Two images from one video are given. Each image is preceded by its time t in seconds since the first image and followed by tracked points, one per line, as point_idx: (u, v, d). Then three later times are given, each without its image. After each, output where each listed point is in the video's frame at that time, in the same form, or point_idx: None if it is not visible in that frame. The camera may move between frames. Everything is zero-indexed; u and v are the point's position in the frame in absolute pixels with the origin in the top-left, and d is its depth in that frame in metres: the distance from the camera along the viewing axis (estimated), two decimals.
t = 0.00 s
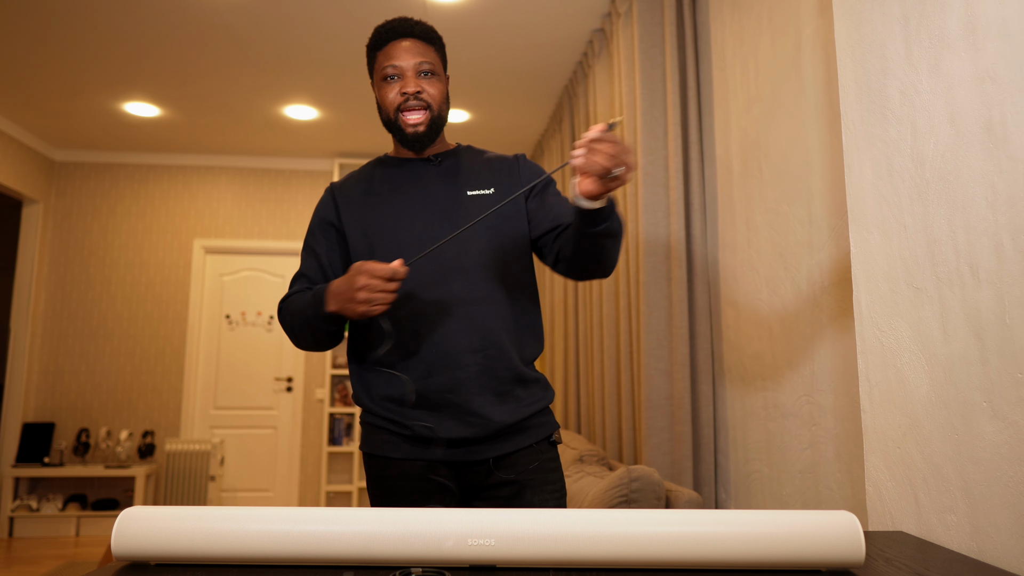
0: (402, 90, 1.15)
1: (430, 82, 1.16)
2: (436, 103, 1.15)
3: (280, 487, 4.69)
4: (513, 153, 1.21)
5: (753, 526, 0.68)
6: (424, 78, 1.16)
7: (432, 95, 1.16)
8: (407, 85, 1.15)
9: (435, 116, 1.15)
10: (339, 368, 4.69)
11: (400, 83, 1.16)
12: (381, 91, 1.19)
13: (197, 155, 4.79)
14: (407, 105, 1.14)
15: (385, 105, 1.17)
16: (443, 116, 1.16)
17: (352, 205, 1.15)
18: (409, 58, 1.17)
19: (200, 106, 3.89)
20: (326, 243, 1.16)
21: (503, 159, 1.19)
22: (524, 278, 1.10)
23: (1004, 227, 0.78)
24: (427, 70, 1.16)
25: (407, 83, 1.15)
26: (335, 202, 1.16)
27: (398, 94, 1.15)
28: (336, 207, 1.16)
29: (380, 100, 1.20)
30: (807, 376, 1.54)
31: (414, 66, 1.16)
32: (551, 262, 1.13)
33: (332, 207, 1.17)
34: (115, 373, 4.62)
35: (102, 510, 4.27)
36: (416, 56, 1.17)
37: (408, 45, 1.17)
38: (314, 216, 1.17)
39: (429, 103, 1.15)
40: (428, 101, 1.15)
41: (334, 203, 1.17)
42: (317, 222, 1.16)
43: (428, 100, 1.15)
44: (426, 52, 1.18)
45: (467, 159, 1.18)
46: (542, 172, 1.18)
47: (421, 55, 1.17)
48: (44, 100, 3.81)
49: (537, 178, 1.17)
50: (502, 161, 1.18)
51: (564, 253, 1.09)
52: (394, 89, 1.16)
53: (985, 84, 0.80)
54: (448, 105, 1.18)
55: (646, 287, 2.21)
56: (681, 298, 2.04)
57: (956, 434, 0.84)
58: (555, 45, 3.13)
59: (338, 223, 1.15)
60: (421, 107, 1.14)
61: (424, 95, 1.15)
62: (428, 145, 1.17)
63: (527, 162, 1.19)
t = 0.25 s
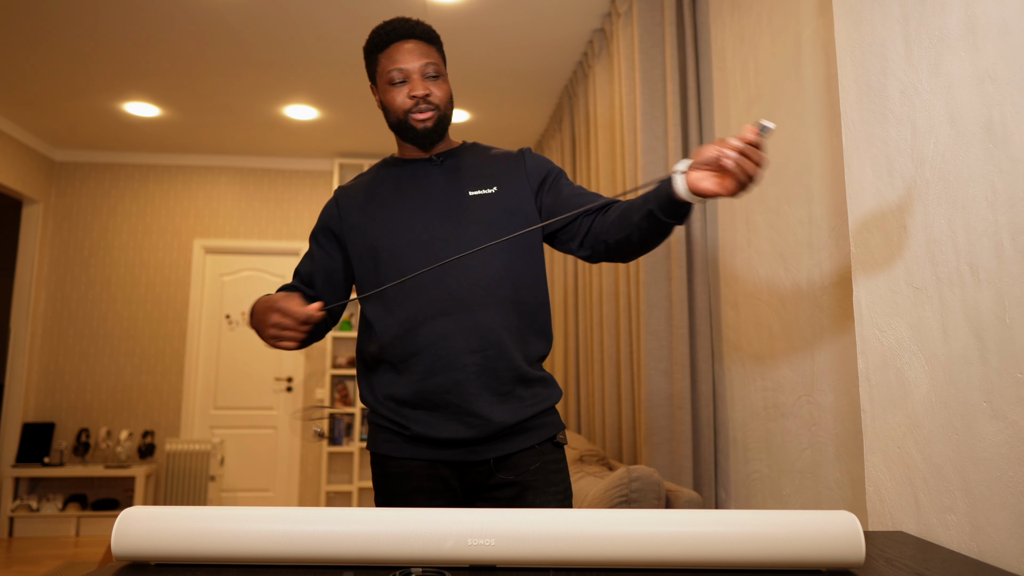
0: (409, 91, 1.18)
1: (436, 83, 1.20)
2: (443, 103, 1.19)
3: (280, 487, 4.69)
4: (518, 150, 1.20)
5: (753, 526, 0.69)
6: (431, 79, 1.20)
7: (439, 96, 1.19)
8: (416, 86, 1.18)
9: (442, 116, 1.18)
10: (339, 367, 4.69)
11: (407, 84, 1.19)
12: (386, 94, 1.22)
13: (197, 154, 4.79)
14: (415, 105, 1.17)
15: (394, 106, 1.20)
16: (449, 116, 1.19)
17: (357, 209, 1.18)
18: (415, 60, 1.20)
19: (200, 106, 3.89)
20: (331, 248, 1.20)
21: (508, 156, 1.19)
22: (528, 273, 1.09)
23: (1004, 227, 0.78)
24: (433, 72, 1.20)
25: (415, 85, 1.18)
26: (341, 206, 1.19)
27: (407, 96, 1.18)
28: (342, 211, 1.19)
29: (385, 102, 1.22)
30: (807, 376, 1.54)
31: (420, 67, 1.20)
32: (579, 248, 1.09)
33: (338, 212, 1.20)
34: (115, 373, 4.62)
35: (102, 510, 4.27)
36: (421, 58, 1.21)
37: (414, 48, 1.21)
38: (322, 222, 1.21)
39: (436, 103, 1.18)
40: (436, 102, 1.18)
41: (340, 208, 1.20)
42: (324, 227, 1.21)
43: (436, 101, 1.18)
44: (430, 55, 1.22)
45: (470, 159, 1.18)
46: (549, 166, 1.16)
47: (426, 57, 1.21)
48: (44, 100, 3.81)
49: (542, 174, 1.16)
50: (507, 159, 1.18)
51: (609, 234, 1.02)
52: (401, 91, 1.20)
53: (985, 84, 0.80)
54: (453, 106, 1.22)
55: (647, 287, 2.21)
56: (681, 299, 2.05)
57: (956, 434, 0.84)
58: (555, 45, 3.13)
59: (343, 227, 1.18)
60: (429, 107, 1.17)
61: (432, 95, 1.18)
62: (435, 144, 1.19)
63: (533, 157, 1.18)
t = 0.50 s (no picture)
0: (441, 87, 1.18)
1: (462, 83, 1.21)
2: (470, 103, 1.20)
3: (280, 487, 4.69)
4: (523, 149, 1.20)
5: (753, 526, 0.69)
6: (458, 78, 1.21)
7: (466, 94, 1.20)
8: (448, 85, 1.18)
9: (471, 114, 1.19)
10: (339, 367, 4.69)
11: (437, 81, 1.19)
12: (412, 91, 1.20)
13: (197, 154, 4.79)
14: (450, 101, 1.17)
15: (422, 104, 1.18)
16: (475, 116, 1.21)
17: (361, 206, 1.18)
18: (443, 59, 1.20)
19: (200, 106, 3.89)
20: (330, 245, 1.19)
21: (513, 156, 1.19)
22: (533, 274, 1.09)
23: (1004, 227, 0.78)
24: (459, 71, 1.21)
25: (447, 83, 1.18)
26: (345, 203, 1.19)
27: (440, 93, 1.17)
28: (346, 208, 1.19)
29: (410, 99, 1.20)
30: (807, 376, 1.54)
31: (448, 66, 1.20)
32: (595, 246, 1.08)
33: (342, 208, 1.19)
34: (115, 373, 4.62)
35: (102, 510, 4.27)
36: (447, 57, 1.21)
37: (438, 46, 1.22)
38: (325, 217, 1.20)
39: (466, 101, 1.19)
40: (466, 100, 1.19)
41: (344, 206, 1.19)
42: (327, 222, 1.20)
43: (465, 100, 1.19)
44: (453, 54, 1.23)
45: (476, 158, 1.18)
46: (555, 165, 1.16)
47: (451, 57, 1.22)
48: (44, 100, 3.81)
49: (548, 174, 1.15)
50: (512, 159, 1.18)
51: (638, 241, 0.99)
52: (431, 87, 1.19)
53: (986, 84, 0.80)
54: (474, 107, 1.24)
55: (646, 287, 2.21)
56: (680, 299, 2.05)
57: (956, 434, 0.84)
58: (555, 45, 3.13)
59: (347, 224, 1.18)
60: (461, 103, 1.18)
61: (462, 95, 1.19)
62: (461, 142, 1.19)
63: (538, 156, 1.18)
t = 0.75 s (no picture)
0: (442, 97, 1.14)
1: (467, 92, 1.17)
2: (472, 114, 1.15)
3: (280, 487, 4.69)
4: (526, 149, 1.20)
5: (753, 526, 0.69)
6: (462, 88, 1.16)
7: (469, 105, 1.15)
8: (450, 95, 1.14)
9: (471, 126, 1.14)
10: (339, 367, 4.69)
11: (439, 90, 1.15)
12: (415, 97, 1.17)
13: (197, 154, 4.79)
14: (448, 111, 1.13)
15: (422, 111, 1.15)
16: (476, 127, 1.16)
17: (362, 198, 1.16)
18: (450, 67, 1.16)
19: (200, 106, 3.89)
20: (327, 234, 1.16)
21: (518, 156, 1.19)
22: (536, 276, 1.10)
23: (1004, 227, 0.78)
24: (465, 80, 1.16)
25: (449, 93, 1.14)
26: (345, 194, 1.16)
27: (440, 103, 1.13)
28: (346, 199, 1.16)
29: (412, 105, 1.17)
30: (807, 376, 1.54)
31: (454, 74, 1.15)
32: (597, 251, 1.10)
33: (342, 198, 1.16)
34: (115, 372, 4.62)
35: (102, 510, 4.27)
36: (455, 66, 1.16)
37: (447, 52, 1.17)
38: (323, 204, 1.17)
39: (467, 112, 1.14)
40: (467, 112, 1.14)
41: (343, 196, 1.17)
42: (325, 210, 1.17)
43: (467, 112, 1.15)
44: (463, 61, 1.18)
45: (480, 158, 1.18)
46: (559, 169, 1.17)
47: (460, 65, 1.17)
48: (44, 100, 3.81)
49: (553, 176, 1.16)
50: (517, 160, 1.18)
51: (649, 253, 1.02)
52: (433, 96, 1.15)
53: (986, 84, 0.80)
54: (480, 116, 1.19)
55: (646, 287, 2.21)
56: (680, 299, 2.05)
57: (955, 434, 0.84)
58: (555, 45, 3.13)
59: (347, 215, 1.15)
60: (461, 115, 1.13)
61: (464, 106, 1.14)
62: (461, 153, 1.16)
63: (543, 159, 1.18)
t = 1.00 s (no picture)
0: (417, 108, 1.13)
1: (447, 100, 1.14)
2: (450, 124, 1.13)
3: (280, 487, 4.69)
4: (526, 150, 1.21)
5: (753, 526, 0.69)
6: (442, 96, 1.13)
7: (447, 115, 1.13)
8: (422, 107, 1.12)
9: (448, 137, 1.13)
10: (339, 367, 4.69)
11: (416, 99, 1.13)
12: (395, 103, 1.16)
13: (197, 154, 4.79)
14: (421, 124, 1.12)
15: (400, 118, 1.15)
16: (455, 137, 1.15)
17: (363, 195, 1.15)
18: (426, 76, 1.13)
19: (200, 106, 3.89)
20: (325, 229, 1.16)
21: (519, 157, 1.19)
22: (536, 276, 1.11)
23: (1004, 227, 0.78)
24: (444, 88, 1.13)
25: (424, 104, 1.12)
26: (346, 191, 1.16)
27: (413, 114, 1.13)
28: (346, 195, 1.16)
29: (394, 110, 1.17)
30: (807, 376, 1.54)
31: (432, 83, 1.12)
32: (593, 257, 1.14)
33: (341, 194, 1.16)
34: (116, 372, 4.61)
35: (102, 510, 4.27)
36: (432, 74, 1.13)
37: (427, 58, 1.13)
38: (323, 199, 1.17)
39: (443, 124, 1.13)
40: (442, 123, 1.12)
41: (344, 193, 1.16)
42: (324, 205, 1.17)
43: (442, 123, 1.13)
44: (445, 65, 1.13)
45: (480, 157, 1.18)
46: (560, 171, 1.18)
47: (440, 71, 1.13)
48: (44, 100, 3.81)
49: (554, 178, 1.17)
50: (518, 160, 1.18)
51: (651, 262, 1.07)
52: (409, 105, 1.14)
53: (985, 84, 0.80)
54: (462, 122, 1.16)
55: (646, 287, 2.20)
56: (681, 298, 2.05)
57: (955, 434, 0.84)
58: (555, 45, 3.13)
59: (346, 212, 1.15)
60: (435, 127, 1.12)
61: (438, 118, 1.12)
62: (441, 162, 1.15)
63: (544, 161, 1.19)
